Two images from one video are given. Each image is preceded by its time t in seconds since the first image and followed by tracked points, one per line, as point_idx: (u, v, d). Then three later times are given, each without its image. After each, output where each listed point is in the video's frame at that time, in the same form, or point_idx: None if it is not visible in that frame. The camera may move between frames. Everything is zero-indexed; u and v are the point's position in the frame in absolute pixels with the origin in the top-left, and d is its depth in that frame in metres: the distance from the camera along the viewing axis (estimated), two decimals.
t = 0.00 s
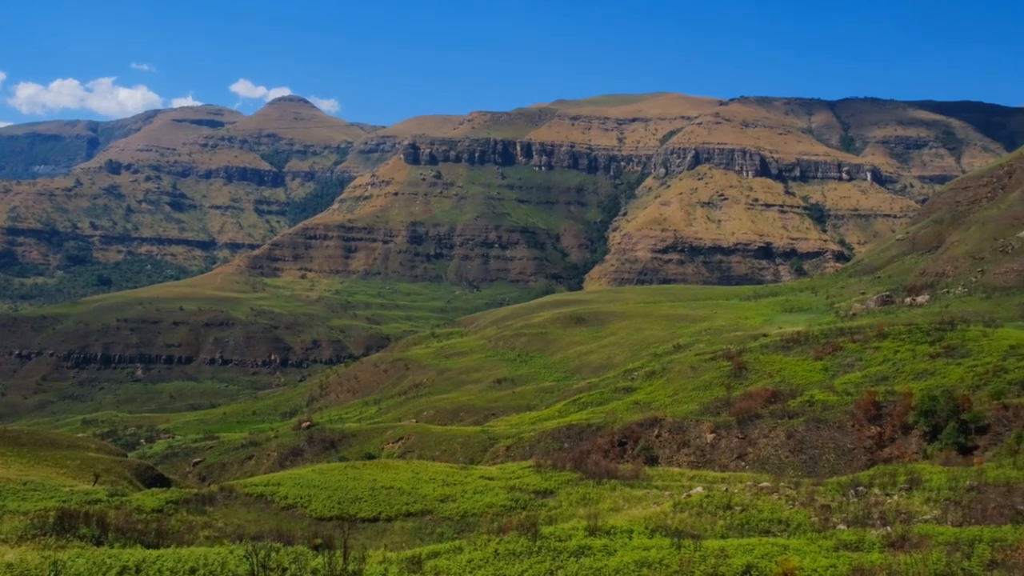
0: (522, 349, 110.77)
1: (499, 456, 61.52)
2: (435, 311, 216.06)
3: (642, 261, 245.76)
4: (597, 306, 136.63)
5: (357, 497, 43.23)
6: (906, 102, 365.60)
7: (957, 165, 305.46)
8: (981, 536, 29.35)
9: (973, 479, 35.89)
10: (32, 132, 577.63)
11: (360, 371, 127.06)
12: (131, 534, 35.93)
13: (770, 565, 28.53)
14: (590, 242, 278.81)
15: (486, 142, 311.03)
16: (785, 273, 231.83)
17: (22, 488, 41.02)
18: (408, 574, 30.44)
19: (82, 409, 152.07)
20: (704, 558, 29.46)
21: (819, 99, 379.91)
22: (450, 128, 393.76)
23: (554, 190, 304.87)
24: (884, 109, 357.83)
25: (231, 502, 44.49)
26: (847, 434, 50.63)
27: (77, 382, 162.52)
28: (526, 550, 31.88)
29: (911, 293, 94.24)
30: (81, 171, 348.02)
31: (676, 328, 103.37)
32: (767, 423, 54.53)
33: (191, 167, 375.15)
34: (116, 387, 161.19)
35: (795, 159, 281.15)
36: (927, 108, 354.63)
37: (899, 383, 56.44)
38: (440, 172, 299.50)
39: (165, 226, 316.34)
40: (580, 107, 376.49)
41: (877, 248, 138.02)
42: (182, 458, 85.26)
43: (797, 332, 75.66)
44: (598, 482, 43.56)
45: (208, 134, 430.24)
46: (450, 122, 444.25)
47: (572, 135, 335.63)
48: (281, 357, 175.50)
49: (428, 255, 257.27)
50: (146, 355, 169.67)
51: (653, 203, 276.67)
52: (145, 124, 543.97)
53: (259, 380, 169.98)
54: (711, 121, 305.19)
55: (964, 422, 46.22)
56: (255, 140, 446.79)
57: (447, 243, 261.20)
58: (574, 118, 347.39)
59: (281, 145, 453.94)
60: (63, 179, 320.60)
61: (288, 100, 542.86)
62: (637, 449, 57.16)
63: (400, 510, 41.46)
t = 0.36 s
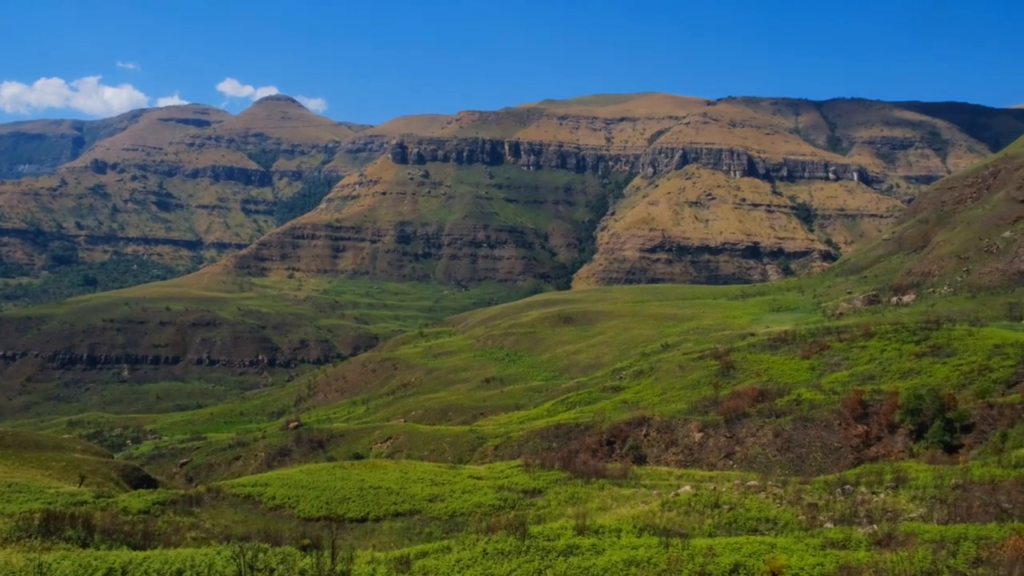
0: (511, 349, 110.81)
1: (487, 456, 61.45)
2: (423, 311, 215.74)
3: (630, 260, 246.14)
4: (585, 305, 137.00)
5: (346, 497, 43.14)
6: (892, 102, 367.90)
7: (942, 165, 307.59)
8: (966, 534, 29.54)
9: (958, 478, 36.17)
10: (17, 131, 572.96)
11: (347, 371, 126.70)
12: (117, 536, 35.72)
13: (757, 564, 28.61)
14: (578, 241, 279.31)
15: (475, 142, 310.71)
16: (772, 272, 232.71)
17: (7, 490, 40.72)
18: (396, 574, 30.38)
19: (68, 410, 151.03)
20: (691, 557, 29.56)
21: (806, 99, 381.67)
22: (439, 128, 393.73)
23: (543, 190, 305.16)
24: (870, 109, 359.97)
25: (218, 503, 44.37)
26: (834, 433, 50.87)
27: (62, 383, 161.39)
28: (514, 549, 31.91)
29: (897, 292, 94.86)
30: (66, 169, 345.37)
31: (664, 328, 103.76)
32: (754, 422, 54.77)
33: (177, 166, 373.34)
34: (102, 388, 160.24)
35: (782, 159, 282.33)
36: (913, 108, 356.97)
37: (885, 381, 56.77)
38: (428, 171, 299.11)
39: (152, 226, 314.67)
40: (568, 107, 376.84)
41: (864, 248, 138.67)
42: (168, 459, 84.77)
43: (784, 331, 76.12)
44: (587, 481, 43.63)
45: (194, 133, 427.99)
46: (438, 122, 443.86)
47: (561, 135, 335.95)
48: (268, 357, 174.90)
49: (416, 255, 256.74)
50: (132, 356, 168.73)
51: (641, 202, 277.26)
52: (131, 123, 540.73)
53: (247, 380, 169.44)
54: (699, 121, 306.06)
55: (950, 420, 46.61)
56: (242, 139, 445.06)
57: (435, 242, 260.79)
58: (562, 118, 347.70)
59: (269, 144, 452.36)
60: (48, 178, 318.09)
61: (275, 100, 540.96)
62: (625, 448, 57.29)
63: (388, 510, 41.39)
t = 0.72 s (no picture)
0: (496, 348, 110.80)
1: (472, 455, 61.39)
2: (408, 310, 215.32)
3: (615, 259, 246.56)
4: (570, 304, 137.31)
5: (330, 497, 42.99)
6: (874, 102, 370.43)
7: (923, 165, 310.07)
8: (947, 531, 29.77)
9: (939, 475, 36.50)
10: None
11: (332, 371, 126.25)
12: (99, 537, 35.45)
13: (741, 562, 28.75)
14: (563, 241, 279.72)
15: (459, 141, 310.10)
16: (756, 271, 233.66)
17: None
18: (381, 574, 30.29)
19: (49, 411, 149.74)
20: (676, 555, 29.66)
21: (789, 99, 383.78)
22: (423, 127, 393.13)
23: (527, 189, 305.34)
24: (852, 110, 362.48)
25: (201, 504, 44.13)
26: (817, 431, 51.20)
27: (43, 384, 159.90)
28: (499, 549, 31.89)
29: (879, 291, 95.62)
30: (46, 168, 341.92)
31: (649, 327, 104.12)
32: (738, 421, 55.02)
33: (159, 165, 370.71)
34: (83, 388, 158.85)
35: (766, 159, 283.77)
36: (894, 109, 359.70)
37: (867, 380, 57.20)
38: (413, 170, 298.42)
39: (134, 225, 312.35)
40: (553, 106, 377.14)
41: (847, 247, 139.56)
42: (151, 460, 84.15)
43: (767, 330, 76.53)
44: (572, 480, 43.71)
45: (177, 132, 425.17)
46: (423, 121, 443.14)
47: (545, 134, 336.16)
48: (252, 357, 174.08)
49: (401, 254, 255.99)
50: (114, 356, 167.40)
51: (626, 202, 277.86)
52: (112, 122, 536.66)
53: (230, 380, 168.55)
54: (683, 121, 307.08)
55: (931, 418, 47.02)
56: (225, 138, 442.58)
57: (420, 241, 260.13)
58: (546, 117, 347.93)
59: (252, 143, 450.10)
60: (28, 177, 314.95)
61: (259, 98, 538.14)
62: (610, 447, 57.43)
63: (372, 511, 41.27)
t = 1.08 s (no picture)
0: (483, 348, 110.75)
1: (460, 455, 61.30)
2: (395, 310, 214.94)
3: (602, 259, 246.91)
4: (557, 304, 137.60)
5: (317, 497, 42.84)
6: (860, 103, 372.56)
7: (908, 165, 312.21)
8: (932, 529, 29.93)
9: (924, 474, 36.77)
10: None
11: (319, 371, 125.83)
12: (83, 539, 35.19)
13: (728, 560, 28.84)
14: (550, 240, 280.12)
15: (446, 140, 309.64)
16: (742, 271, 234.65)
17: None
18: (369, 574, 30.24)
19: (33, 412, 148.63)
20: (662, 554, 29.75)
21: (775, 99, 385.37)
22: (410, 126, 392.32)
23: (515, 189, 305.55)
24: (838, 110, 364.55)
25: (187, 504, 43.92)
26: (803, 430, 51.43)
27: (27, 385, 158.55)
28: (487, 549, 31.88)
29: (865, 291, 96.20)
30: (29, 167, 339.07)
31: (636, 326, 104.33)
32: (725, 420, 55.23)
33: (145, 164, 368.45)
34: (68, 389, 157.67)
35: (752, 159, 284.80)
36: (879, 109, 362.01)
37: (853, 378, 57.52)
38: (399, 169, 297.77)
39: (118, 225, 310.37)
40: (540, 105, 377.38)
41: (832, 246, 140.26)
42: (136, 460, 83.56)
43: (753, 329, 76.79)
44: (559, 479, 43.72)
45: (162, 131, 422.67)
46: (410, 120, 442.52)
47: (532, 134, 336.34)
48: (238, 357, 173.28)
49: (388, 253, 255.33)
50: (99, 356, 166.33)
51: (613, 201, 278.34)
52: (97, 121, 532.94)
53: (216, 380, 167.80)
54: (669, 121, 307.97)
55: (916, 416, 47.37)
56: (211, 137, 440.43)
57: (407, 241, 259.62)
58: (533, 117, 348.09)
59: (238, 142, 448.19)
60: (11, 177, 312.21)
61: (244, 98, 535.81)
62: (597, 446, 57.54)
63: (360, 510, 41.16)
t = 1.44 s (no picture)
0: (471, 347, 110.69)
1: (447, 454, 61.22)
2: (382, 309, 214.62)
3: (589, 258, 247.29)
4: (544, 303, 137.55)
5: (304, 498, 42.70)
6: (845, 103, 374.71)
7: (893, 165, 314.32)
8: (917, 526, 30.13)
9: (909, 471, 36.99)
10: None
11: (305, 371, 125.35)
12: (68, 540, 34.93)
13: (715, 559, 28.96)
14: (537, 240, 280.33)
15: (433, 140, 309.14)
16: (729, 271, 235.55)
17: None
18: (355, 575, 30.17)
19: (16, 413, 147.43)
20: (650, 553, 29.81)
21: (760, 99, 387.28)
22: (398, 125, 391.85)
23: (502, 188, 305.62)
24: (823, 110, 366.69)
25: (173, 505, 43.66)
26: (789, 429, 51.65)
27: (10, 385, 157.21)
28: (474, 548, 31.85)
29: (850, 290, 96.76)
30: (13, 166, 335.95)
31: (623, 325, 104.58)
32: (712, 419, 55.40)
33: (129, 163, 366.06)
34: (52, 389, 156.49)
35: (738, 159, 285.94)
36: (864, 109, 364.35)
37: (838, 377, 57.79)
38: (386, 169, 297.14)
39: (103, 224, 308.35)
40: (527, 105, 377.42)
41: (818, 246, 141.04)
42: (122, 461, 83.02)
43: (740, 329, 77.08)
44: (547, 479, 43.77)
45: (147, 129, 419.85)
46: (398, 120, 441.88)
47: (520, 133, 336.57)
48: (224, 357, 172.49)
49: (375, 253, 254.79)
50: (84, 357, 165.23)
51: (600, 200, 278.84)
52: (81, 119, 529.17)
53: (202, 381, 167.00)
54: (656, 121, 308.72)
55: (901, 415, 47.73)
56: (196, 136, 438.10)
57: (394, 240, 259.05)
58: (521, 116, 348.26)
59: (224, 141, 446.10)
60: None
61: (231, 96, 533.43)
62: (585, 445, 57.63)
63: (347, 511, 41.06)
